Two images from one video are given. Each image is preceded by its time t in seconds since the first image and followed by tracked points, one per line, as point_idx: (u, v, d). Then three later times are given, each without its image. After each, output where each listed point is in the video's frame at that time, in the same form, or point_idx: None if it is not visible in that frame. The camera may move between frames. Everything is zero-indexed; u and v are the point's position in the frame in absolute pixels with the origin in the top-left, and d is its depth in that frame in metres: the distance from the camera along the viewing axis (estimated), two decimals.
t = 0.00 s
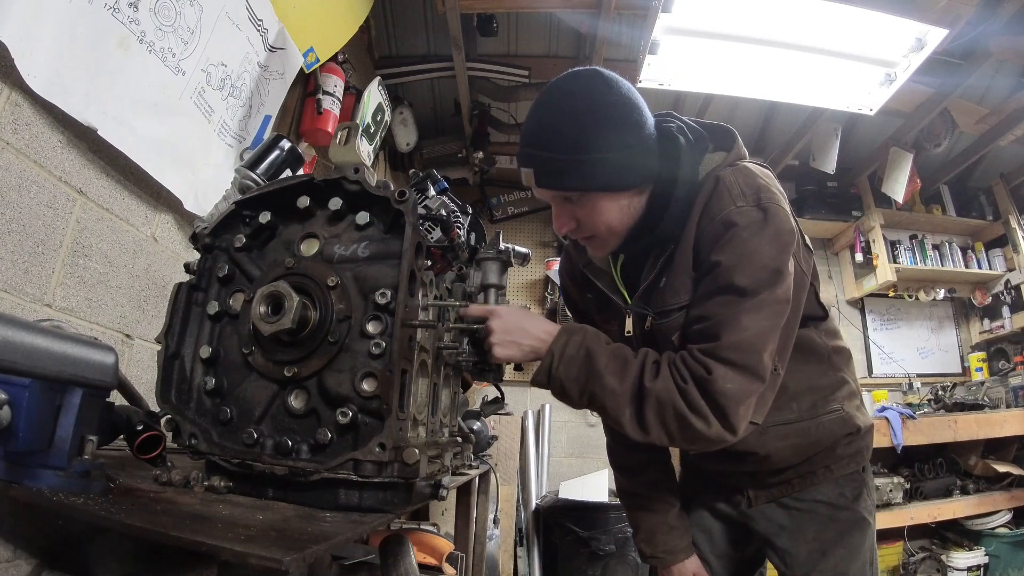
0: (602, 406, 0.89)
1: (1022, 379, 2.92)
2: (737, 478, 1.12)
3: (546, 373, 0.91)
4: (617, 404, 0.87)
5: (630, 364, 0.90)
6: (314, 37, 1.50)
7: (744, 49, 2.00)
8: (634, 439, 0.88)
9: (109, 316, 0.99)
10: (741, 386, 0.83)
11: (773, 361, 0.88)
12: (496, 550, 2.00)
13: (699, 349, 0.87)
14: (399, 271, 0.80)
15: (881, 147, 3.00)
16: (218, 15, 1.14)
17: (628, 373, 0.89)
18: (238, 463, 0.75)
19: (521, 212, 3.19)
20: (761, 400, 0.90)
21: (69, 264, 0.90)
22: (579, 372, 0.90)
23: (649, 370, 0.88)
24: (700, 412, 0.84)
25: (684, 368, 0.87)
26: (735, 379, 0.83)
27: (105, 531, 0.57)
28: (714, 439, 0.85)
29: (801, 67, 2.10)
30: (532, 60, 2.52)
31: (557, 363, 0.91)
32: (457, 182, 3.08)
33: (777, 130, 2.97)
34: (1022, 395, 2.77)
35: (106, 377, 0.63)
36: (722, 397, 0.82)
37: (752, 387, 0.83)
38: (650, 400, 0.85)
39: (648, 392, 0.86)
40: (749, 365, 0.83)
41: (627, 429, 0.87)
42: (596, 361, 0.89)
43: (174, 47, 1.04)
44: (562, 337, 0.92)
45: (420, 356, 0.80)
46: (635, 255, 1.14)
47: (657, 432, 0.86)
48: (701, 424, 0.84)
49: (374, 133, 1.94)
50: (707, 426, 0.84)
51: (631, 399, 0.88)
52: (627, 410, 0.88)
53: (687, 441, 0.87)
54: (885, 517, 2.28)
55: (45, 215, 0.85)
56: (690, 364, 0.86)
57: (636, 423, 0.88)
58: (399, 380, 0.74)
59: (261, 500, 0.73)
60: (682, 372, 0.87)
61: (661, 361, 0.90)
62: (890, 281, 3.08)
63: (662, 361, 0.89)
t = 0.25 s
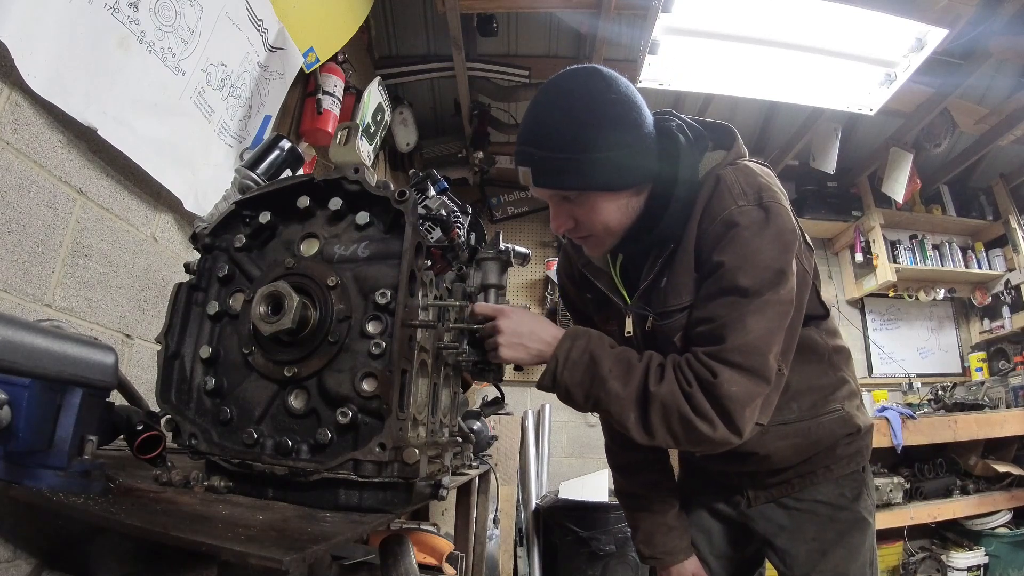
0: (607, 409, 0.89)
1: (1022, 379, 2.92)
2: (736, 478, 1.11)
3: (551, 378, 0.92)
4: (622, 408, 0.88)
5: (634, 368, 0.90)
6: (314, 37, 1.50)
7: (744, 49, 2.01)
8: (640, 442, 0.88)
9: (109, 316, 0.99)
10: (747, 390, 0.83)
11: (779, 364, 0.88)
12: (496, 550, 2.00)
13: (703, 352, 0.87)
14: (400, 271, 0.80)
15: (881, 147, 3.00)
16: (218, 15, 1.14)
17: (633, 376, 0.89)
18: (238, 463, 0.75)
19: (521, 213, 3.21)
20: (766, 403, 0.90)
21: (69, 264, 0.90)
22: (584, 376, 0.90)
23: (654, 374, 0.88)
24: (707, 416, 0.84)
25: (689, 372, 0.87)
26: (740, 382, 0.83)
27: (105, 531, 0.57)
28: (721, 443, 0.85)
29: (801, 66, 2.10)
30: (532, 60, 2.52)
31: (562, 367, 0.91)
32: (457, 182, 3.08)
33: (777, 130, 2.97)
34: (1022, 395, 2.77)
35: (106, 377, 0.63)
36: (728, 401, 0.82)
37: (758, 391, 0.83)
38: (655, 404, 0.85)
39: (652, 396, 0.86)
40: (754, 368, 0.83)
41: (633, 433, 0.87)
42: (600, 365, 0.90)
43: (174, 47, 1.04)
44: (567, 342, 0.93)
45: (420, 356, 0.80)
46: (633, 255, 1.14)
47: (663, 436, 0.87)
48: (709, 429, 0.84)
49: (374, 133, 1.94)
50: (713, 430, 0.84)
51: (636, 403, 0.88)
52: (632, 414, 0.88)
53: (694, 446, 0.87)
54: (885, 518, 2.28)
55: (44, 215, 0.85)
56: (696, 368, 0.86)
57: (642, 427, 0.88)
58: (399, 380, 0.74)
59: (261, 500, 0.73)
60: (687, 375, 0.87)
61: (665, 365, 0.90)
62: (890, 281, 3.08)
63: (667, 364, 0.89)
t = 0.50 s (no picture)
0: (605, 407, 0.89)
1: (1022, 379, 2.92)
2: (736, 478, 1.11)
3: (548, 374, 0.91)
4: (620, 407, 0.88)
5: (632, 366, 0.90)
6: (314, 37, 1.50)
7: (744, 49, 2.01)
8: (637, 441, 0.88)
9: (109, 316, 0.99)
10: (745, 390, 0.83)
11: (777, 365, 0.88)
12: (496, 550, 2.00)
13: (702, 352, 0.87)
14: (399, 271, 0.80)
15: (881, 147, 3.00)
16: (218, 15, 1.14)
17: (631, 376, 0.89)
18: (238, 463, 0.75)
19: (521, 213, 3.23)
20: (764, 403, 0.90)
21: (69, 264, 0.90)
22: (581, 373, 0.90)
23: (652, 373, 0.88)
24: (704, 415, 0.84)
25: (687, 372, 0.87)
26: (738, 383, 0.83)
27: (105, 531, 0.57)
28: (718, 443, 0.85)
29: (801, 66, 2.10)
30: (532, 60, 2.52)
31: (559, 365, 0.91)
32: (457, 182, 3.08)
33: (777, 130, 2.97)
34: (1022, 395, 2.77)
35: (106, 377, 0.63)
36: (726, 401, 0.82)
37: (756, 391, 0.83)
38: (653, 403, 0.85)
39: (651, 395, 0.86)
40: (753, 368, 0.83)
41: (631, 432, 0.87)
42: (598, 363, 0.89)
43: (174, 47, 1.04)
44: (564, 339, 0.92)
45: (420, 356, 0.80)
46: (631, 256, 1.14)
47: (660, 435, 0.87)
48: (706, 428, 0.84)
49: (374, 133, 1.94)
50: (710, 429, 0.84)
51: (634, 401, 0.88)
52: (630, 413, 0.88)
53: (691, 445, 0.87)
54: (884, 518, 2.28)
55: (44, 215, 0.85)
56: (694, 367, 0.86)
57: (639, 426, 0.88)
58: (399, 380, 0.74)
59: (261, 500, 0.73)
60: (685, 374, 0.86)
61: (664, 364, 0.90)
62: (890, 281, 3.08)
63: (665, 363, 0.89)
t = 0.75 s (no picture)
0: (603, 408, 0.89)
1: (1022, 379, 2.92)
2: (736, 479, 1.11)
3: (546, 377, 0.92)
4: (618, 408, 0.88)
5: (631, 368, 0.90)
6: (314, 37, 1.50)
7: (744, 49, 2.01)
8: (636, 442, 0.88)
9: (109, 316, 0.99)
10: (743, 390, 0.83)
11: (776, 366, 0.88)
12: (496, 550, 2.00)
13: (700, 353, 0.87)
14: (400, 271, 0.80)
15: (881, 147, 3.00)
16: (218, 15, 1.14)
17: (629, 377, 0.89)
18: (238, 463, 0.75)
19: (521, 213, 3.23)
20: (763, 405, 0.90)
21: (69, 264, 0.90)
22: (580, 374, 0.90)
23: (650, 374, 0.88)
24: (703, 416, 0.84)
25: (685, 373, 0.87)
26: (736, 383, 0.82)
27: (105, 531, 0.57)
28: (717, 444, 0.85)
29: (801, 66, 2.10)
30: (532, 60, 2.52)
31: (557, 366, 0.91)
32: (457, 182, 3.08)
33: (777, 129, 2.97)
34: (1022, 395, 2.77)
35: (107, 377, 0.63)
36: (724, 401, 0.82)
37: (755, 391, 0.83)
38: (651, 404, 0.85)
39: (649, 396, 0.86)
40: (750, 368, 0.83)
41: (629, 433, 0.87)
42: (597, 364, 0.89)
43: (174, 47, 1.04)
44: (563, 341, 0.93)
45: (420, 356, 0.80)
46: (631, 257, 1.14)
47: (659, 436, 0.87)
48: (704, 429, 0.84)
49: (374, 133, 1.94)
50: (709, 430, 0.84)
51: (632, 402, 0.88)
52: (629, 413, 0.88)
53: (690, 446, 0.86)
54: (884, 518, 2.28)
55: (44, 215, 0.85)
56: (692, 368, 0.86)
57: (637, 427, 0.88)
58: (399, 379, 0.74)
59: (261, 500, 0.73)
60: (683, 375, 0.86)
61: (662, 365, 0.90)
62: (890, 281, 3.08)
63: (663, 364, 0.89)
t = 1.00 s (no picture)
0: (608, 398, 0.89)
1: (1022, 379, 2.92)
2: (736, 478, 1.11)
3: (552, 366, 0.91)
4: (622, 399, 0.88)
5: (636, 359, 0.90)
6: (314, 37, 1.50)
7: (744, 49, 2.01)
8: (639, 434, 0.88)
9: (109, 316, 0.99)
10: (750, 383, 0.83)
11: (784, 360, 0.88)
12: (496, 550, 2.00)
13: (707, 345, 0.87)
14: (400, 271, 0.80)
15: (881, 147, 3.00)
16: (218, 15, 1.14)
17: (634, 368, 0.89)
18: (238, 463, 0.75)
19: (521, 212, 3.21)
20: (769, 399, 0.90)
21: (69, 264, 0.90)
22: (585, 365, 0.90)
23: (656, 365, 0.88)
24: (708, 409, 0.84)
25: (692, 365, 0.86)
26: (743, 376, 0.82)
27: (105, 532, 0.57)
28: (722, 437, 0.85)
29: (801, 66, 2.10)
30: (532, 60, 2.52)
31: (563, 356, 0.90)
32: (457, 182, 3.08)
33: (777, 129, 2.97)
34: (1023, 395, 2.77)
35: (107, 377, 0.63)
36: (730, 395, 0.82)
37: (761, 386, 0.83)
38: (656, 396, 0.85)
39: (654, 387, 0.85)
40: (758, 362, 0.83)
41: (633, 425, 0.87)
42: (603, 355, 0.89)
43: (174, 47, 1.04)
44: (570, 331, 0.92)
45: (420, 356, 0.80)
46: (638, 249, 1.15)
47: (663, 429, 0.87)
48: (709, 422, 0.84)
49: (374, 133, 1.94)
50: (714, 423, 0.84)
51: (637, 394, 0.88)
52: (633, 405, 0.88)
53: (695, 438, 0.87)
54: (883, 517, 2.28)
55: (45, 215, 0.85)
56: (699, 361, 0.86)
57: (641, 418, 0.88)
58: (399, 379, 0.74)
59: (261, 500, 0.73)
60: (689, 368, 0.86)
61: (667, 356, 0.89)
62: (890, 281, 3.08)
63: (669, 356, 0.89)
